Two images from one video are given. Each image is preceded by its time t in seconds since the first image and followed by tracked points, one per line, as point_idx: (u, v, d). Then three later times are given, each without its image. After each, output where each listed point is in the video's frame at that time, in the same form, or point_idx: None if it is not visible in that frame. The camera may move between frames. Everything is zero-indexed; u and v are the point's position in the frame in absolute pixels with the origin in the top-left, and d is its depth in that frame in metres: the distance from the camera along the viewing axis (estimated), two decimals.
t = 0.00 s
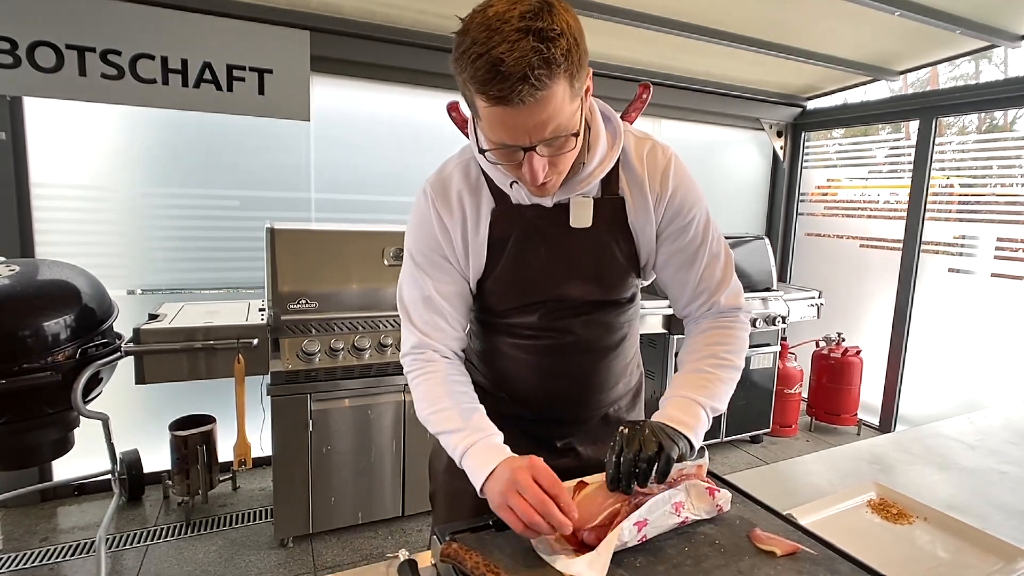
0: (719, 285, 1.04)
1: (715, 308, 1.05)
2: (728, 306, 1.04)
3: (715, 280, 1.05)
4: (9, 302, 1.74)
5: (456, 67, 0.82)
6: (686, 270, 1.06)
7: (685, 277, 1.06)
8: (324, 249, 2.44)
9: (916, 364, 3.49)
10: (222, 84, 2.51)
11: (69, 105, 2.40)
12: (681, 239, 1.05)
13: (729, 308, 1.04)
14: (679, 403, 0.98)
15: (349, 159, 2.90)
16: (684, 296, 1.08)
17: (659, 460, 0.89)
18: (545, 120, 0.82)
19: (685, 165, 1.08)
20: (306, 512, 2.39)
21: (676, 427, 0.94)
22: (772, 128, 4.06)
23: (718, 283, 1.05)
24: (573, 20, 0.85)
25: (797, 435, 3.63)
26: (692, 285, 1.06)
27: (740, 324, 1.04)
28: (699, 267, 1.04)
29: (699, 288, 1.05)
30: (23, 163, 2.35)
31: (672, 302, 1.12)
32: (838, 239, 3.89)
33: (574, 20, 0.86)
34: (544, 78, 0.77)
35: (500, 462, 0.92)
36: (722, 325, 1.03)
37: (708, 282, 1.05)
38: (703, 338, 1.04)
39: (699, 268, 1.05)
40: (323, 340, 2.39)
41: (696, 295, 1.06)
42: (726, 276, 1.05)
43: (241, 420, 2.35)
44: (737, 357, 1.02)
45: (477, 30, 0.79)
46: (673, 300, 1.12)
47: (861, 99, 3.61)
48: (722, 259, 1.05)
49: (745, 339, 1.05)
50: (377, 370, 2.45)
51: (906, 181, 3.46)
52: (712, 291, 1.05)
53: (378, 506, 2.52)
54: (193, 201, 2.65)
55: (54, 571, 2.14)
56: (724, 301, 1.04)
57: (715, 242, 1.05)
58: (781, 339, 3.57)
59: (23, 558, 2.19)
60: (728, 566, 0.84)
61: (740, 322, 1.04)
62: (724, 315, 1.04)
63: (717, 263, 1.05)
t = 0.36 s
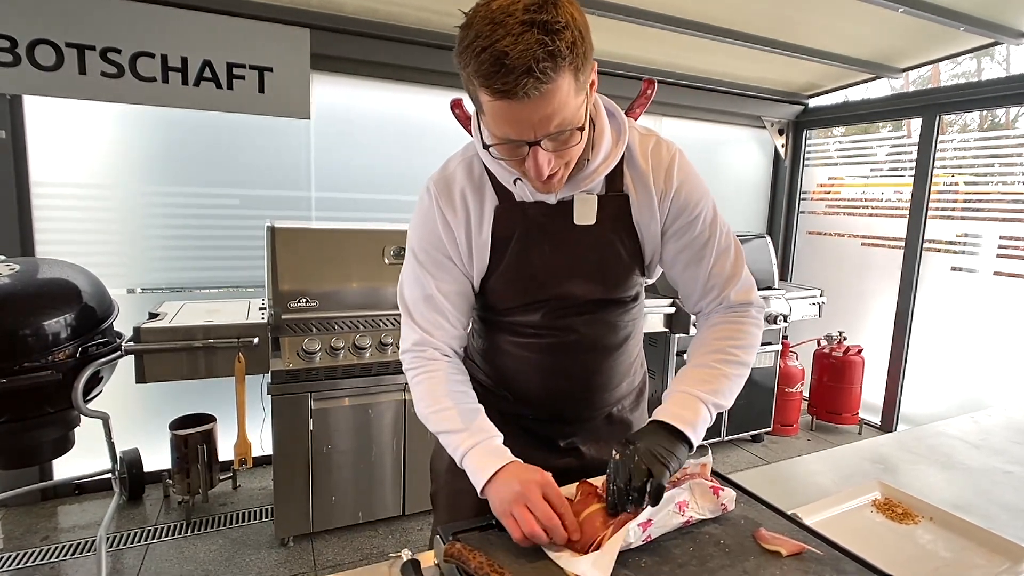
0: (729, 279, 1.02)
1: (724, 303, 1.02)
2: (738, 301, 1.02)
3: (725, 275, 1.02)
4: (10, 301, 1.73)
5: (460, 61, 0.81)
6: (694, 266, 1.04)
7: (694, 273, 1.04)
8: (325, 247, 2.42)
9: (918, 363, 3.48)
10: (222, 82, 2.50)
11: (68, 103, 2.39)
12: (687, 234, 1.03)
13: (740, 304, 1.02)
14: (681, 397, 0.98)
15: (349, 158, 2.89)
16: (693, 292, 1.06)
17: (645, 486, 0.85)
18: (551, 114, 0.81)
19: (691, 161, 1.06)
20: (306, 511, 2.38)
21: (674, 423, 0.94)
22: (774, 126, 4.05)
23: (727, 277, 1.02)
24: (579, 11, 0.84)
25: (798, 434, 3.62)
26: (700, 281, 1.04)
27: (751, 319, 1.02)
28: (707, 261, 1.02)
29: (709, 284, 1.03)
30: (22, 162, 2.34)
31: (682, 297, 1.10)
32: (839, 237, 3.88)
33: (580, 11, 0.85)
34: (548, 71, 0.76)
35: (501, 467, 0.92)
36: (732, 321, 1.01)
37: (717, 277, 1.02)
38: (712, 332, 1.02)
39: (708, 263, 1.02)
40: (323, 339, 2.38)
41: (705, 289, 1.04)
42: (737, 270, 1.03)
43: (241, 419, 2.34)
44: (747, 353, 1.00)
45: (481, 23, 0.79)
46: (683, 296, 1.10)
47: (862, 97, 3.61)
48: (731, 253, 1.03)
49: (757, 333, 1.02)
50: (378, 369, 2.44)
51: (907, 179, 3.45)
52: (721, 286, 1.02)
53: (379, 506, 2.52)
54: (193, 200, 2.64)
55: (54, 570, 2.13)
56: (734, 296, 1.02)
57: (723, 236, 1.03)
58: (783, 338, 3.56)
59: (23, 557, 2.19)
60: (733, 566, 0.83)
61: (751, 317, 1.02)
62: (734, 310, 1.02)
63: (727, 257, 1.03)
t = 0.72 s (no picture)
0: (726, 278, 0.97)
1: (723, 303, 0.97)
2: (737, 300, 0.97)
3: (722, 272, 0.97)
4: None
5: (442, 52, 0.79)
6: (689, 264, 0.99)
7: (689, 272, 0.99)
8: (319, 245, 2.40)
9: (916, 361, 3.47)
10: (215, 78, 2.47)
11: (58, 99, 2.36)
12: (681, 230, 0.98)
13: (739, 303, 0.97)
14: (678, 407, 0.91)
15: (343, 155, 2.86)
16: (689, 293, 1.01)
17: (639, 531, 0.82)
18: (534, 107, 0.78)
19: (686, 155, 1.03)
20: (300, 511, 2.36)
21: (671, 437, 0.88)
22: (771, 124, 4.04)
23: (724, 275, 0.97)
24: None
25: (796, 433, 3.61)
26: (696, 280, 0.99)
27: (751, 320, 0.96)
28: (703, 258, 0.97)
29: (706, 283, 0.97)
30: (11, 159, 2.31)
31: (678, 300, 1.05)
32: (835, 235, 3.88)
33: None
34: (530, 62, 0.74)
35: (495, 452, 0.89)
36: (731, 322, 0.95)
37: (714, 275, 0.97)
38: (711, 337, 0.96)
39: (704, 260, 0.97)
40: (317, 338, 2.35)
41: (702, 290, 0.98)
42: (733, 267, 0.98)
43: (235, 418, 2.32)
44: (748, 358, 0.95)
45: (462, 13, 0.77)
46: (679, 299, 1.05)
47: (858, 94, 3.60)
48: (728, 250, 0.98)
49: (758, 336, 0.97)
50: (373, 368, 2.42)
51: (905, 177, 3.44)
52: (719, 284, 0.97)
53: (375, 506, 2.50)
54: (186, 197, 2.61)
55: (45, 572, 2.11)
56: (732, 295, 0.96)
57: (719, 232, 0.98)
58: (780, 336, 3.55)
59: (13, 559, 2.16)
60: (732, 568, 0.81)
61: (751, 318, 0.96)
62: (733, 310, 0.96)
63: (724, 253, 0.98)
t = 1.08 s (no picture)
0: (716, 266, 0.93)
1: (713, 293, 0.92)
2: (727, 289, 0.92)
3: (711, 260, 0.93)
4: None
5: (411, 29, 0.76)
6: (678, 253, 0.94)
7: (678, 261, 0.95)
8: (303, 239, 2.35)
9: (908, 355, 3.46)
10: (197, 67, 2.41)
11: (34, 88, 2.29)
12: (668, 217, 0.94)
13: (729, 293, 0.92)
14: (669, 405, 0.87)
15: (328, 147, 2.80)
16: (679, 283, 0.97)
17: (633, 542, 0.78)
18: (507, 82, 0.74)
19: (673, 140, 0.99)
20: (286, 510, 2.31)
21: (661, 438, 0.84)
22: (764, 117, 4.01)
23: (714, 264, 0.93)
24: None
25: (789, 427, 3.59)
26: (684, 269, 0.94)
27: (742, 311, 0.92)
28: (692, 246, 0.93)
29: (695, 272, 0.93)
30: None
31: (668, 292, 1.01)
32: (827, 229, 3.86)
33: None
34: (499, 32, 0.70)
35: (501, 434, 0.86)
36: (722, 313, 0.91)
37: (703, 263, 0.93)
38: (701, 329, 0.92)
39: (692, 248, 0.93)
40: (301, 333, 2.30)
41: (691, 279, 0.94)
42: (723, 255, 0.93)
43: (217, 415, 2.27)
44: (741, 351, 0.91)
45: None
46: (669, 291, 1.01)
47: (851, 87, 3.57)
48: (717, 238, 0.94)
49: (750, 327, 0.92)
50: (359, 364, 2.37)
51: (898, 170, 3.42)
52: (708, 273, 0.93)
53: (362, 504, 2.45)
54: (167, 190, 2.55)
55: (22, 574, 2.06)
56: (721, 284, 0.92)
57: (707, 218, 0.94)
58: (773, 330, 3.53)
59: None
60: (721, 571, 0.78)
61: (743, 308, 0.92)
62: (723, 300, 0.92)
63: (713, 241, 0.94)
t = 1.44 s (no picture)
0: (705, 245, 0.86)
1: (701, 273, 0.86)
2: (716, 271, 0.86)
3: (700, 239, 0.86)
4: None
5: None
6: (666, 229, 0.88)
7: (666, 237, 0.88)
8: (284, 224, 2.28)
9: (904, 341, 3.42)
10: (174, 45, 2.31)
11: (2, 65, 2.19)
12: (658, 190, 0.87)
13: (718, 274, 0.86)
14: (645, 392, 0.80)
15: (312, 128, 2.72)
16: (665, 263, 0.90)
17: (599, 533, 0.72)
18: (474, 28, 0.67)
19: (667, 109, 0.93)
20: (270, 500, 2.26)
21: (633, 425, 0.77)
22: (761, 100, 3.93)
23: (703, 242, 0.86)
24: None
25: (783, 414, 3.56)
26: (671, 247, 0.88)
27: (730, 295, 0.85)
28: (681, 222, 0.86)
29: (682, 250, 0.87)
30: None
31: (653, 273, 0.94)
32: (824, 214, 3.80)
33: None
34: None
35: (449, 431, 0.81)
36: (709, 295, 0.84)
37: (692, 241, 0.86)
38: (686, 312, 0.85)
39: (681, 225, 0.87)
40: (283, 319, 2.24)
41: (678, 259, 0.88)
42: (713, 234, 0.87)
43: (198, 404, 2.21)
44: (726, 340, 0.85)
45: None
46: (654, 271, 0.94)
47: (850, 69, 3.50)
48: (707, 216, 0.87)
49: (737, 313, 0.86)
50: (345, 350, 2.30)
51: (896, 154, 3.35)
52: (696, 252, 0.86)
53: (349, 493, 2.40)
54: (145, 173, 2.46)
55: None
56: (710, 264, 0.86)
57: (700, 193, 0.88)
58: (768, 316, 3.48)
59: None
60: (709, 569, 0.72)
61: (731, 292, 0.86)
62: (711, 281, 0.86)
63: (704, 218, 0.87)
